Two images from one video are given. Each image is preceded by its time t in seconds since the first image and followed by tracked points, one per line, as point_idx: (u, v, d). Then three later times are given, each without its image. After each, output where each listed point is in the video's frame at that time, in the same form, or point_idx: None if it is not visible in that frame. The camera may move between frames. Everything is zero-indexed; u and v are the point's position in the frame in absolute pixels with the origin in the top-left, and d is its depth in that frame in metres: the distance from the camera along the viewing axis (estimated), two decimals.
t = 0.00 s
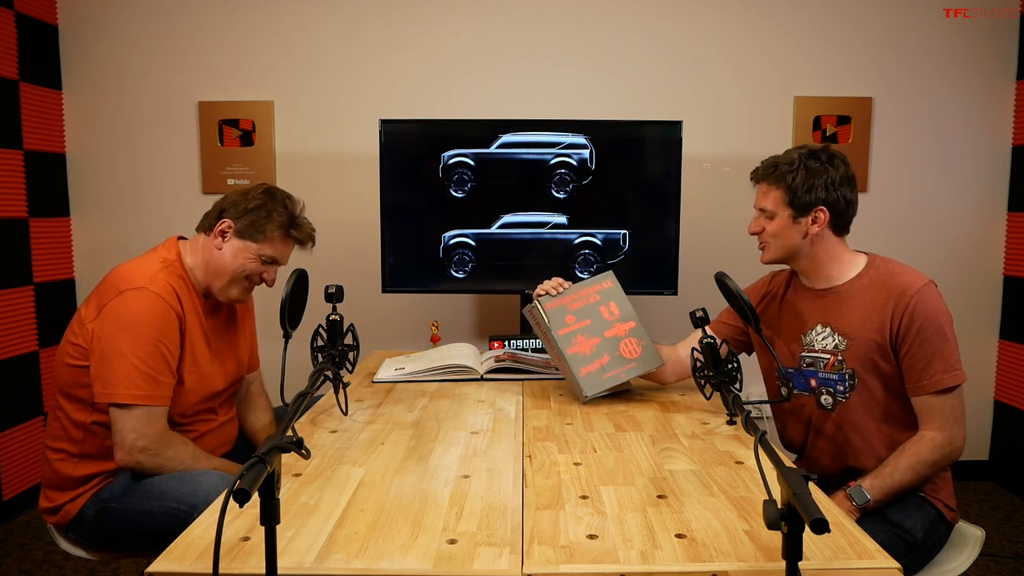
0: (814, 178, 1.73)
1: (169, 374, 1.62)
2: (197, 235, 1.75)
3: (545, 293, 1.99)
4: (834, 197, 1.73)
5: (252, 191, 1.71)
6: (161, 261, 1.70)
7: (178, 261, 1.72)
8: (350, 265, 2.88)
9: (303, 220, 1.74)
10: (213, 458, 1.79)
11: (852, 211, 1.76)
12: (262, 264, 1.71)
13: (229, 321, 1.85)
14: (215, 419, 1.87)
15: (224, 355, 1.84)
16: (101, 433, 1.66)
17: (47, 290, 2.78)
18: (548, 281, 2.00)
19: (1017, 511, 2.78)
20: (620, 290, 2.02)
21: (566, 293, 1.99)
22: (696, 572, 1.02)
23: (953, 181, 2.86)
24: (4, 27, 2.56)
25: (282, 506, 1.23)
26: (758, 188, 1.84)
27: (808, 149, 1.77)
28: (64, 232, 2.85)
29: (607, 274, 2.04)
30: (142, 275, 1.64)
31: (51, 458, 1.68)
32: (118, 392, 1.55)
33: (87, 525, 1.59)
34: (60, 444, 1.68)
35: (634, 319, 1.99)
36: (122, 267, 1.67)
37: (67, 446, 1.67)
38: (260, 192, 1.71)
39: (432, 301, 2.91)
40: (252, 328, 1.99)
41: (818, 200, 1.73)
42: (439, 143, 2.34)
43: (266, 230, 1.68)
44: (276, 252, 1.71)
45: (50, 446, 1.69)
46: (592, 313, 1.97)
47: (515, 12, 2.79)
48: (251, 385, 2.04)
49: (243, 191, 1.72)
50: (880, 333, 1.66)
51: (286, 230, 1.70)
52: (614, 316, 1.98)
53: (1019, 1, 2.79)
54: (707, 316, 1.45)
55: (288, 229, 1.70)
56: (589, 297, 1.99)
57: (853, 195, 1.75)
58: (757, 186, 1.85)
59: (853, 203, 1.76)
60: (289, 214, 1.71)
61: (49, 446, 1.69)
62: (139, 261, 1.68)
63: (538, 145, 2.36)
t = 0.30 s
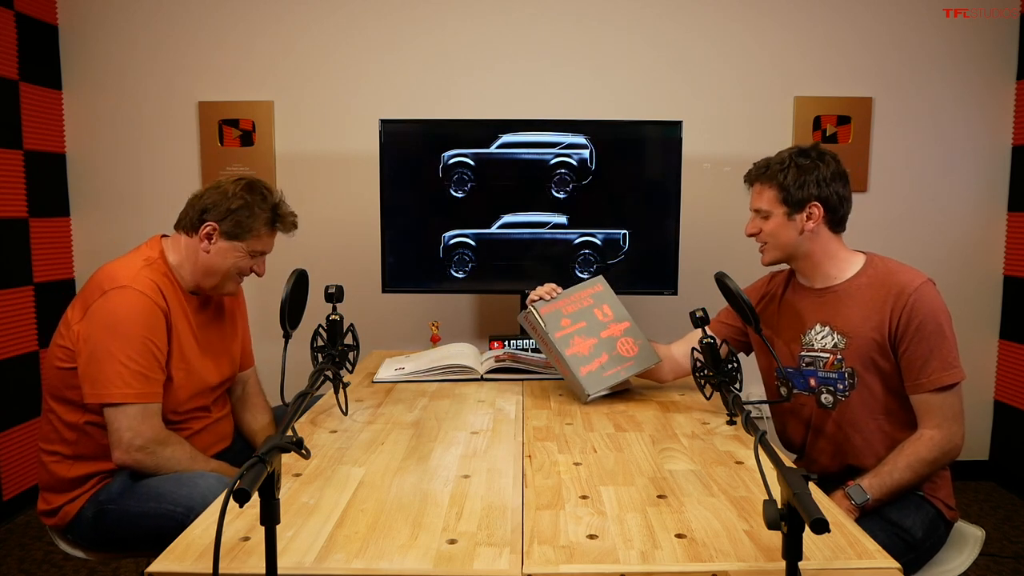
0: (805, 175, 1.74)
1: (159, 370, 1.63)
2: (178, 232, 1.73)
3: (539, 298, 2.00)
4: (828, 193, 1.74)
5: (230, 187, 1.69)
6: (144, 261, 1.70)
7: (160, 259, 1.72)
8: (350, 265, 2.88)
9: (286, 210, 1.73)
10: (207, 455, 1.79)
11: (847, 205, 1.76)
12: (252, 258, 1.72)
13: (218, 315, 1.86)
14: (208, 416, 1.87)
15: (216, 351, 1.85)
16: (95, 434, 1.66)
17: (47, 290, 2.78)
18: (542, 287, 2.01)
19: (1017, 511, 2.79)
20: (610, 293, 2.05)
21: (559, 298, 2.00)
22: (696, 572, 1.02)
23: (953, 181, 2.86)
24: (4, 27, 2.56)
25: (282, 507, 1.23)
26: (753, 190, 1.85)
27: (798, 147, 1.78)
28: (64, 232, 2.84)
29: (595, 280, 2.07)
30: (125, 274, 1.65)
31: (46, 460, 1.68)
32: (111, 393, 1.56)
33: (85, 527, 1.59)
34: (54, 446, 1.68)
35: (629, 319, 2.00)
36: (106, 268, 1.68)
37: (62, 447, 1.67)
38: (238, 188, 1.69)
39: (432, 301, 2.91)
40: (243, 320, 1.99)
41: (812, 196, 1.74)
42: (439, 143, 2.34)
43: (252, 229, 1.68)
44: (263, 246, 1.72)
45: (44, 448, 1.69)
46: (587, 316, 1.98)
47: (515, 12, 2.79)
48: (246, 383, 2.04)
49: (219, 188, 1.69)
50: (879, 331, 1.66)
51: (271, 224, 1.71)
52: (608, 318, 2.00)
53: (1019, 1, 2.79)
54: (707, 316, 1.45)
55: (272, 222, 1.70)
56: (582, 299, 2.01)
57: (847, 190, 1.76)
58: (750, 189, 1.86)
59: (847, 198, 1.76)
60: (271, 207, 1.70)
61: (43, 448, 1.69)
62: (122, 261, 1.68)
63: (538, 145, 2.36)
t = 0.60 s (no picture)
0: (804, 175, 1.74)
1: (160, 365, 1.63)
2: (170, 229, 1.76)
3: (539, 298, 2.00)
4: (827, 193, 1.73)
5: (210, 178, 1.71)
6: (141, 259, 1.70)
7: (157, 257, 1.72)
8: (350, 265, 2.88)
9: (268, 198, 1.71)
10: (208, 455, 1.79)
11: (846, 205, 1.76)
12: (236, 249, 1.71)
13: (216, 312, 1.86)
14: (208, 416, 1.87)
15: (215, 348, 1.85)
16: (96, 432, 1.67)
17: (47, 290, 2.78)
18: (541, 288, 2.01)
19: (1017, 511, 2.78)
20: (609, 293, 2.05)
21: (559, 298, 2.00)
22: (696, 572, 1.02)
23: (953, 181, 2.86)
24: (4, 27, 2.56)
25: (282, 507, 1.23)
26: (751, 189, 1.85)
27: (796, 147, 1.78)
28: (64, 232, 2.84)
29: (593, 280, 2.07)
30: (122, 272, 1.65)
31: (46, 459, 1.68)
32: (114, 389, 1.56)
33: (85, 527, 1.58)
34: (54, 446, 1.68)
35: (630, 319, 2.01)
36: (102, 267, 1.68)
37: (61, 447, 1.67)
38: (217, 177, 1.70)
39: (432, 301, 2.91)
40: (241, 319, 1.99)
41: (812, 196, 1.73)
42: (439, 143, 2.34)
43: (231, 216, 1.67)
44: (248, 235, 1.71)
45: (44, 448, 1.69)
46: (587, 316, 1.98)
47: (515, 12, 2.79)
48: (247, 382, 2.04)
49: (199, 181, 1.72)
50: (879, 331, 1.66)
51: (253, 211, 1.69)
52: (608, 317, 2.00)
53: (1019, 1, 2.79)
54: (707, 316, 1.45)
55: (251, 209, 1.68)
56: (580, 300, 2.01)
57: (846, 189, 1.76)
58: (749, 190, 1.87)
59: (845, 197, 1.76)
60: (250, 194, 1.69)
61: (43, 448, 1.69)
62: (117, 260, 1.68)
63: (538, 145, 2.36)
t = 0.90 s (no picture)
0: (803, 174, 1.74)
1: (162, 365, 1.63)
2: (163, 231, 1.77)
3: (539, 298, 1.99)
4: (828, 193, 1.74)
5: (187, 172, 1.74)
6: (144, 258, 1.70)
7: (159, 257, 1.72)
8: (350, 265, 2.88)
9: (248, 173, 1.77)
10: (211, 457, 1.79)
11: (846, 206, 1.76)
12: (236, 229, 1.74)
13: (218, 312, 1.86)
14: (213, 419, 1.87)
15: (218, 347, 1.85)
16: (99, 432, 1.67)
17: (47, 290, 2.78)
18: (542, 288, 2.01)
19: (1017, 511, 2.78)
20: (609, 292, 2.05)
21: (560, 298, 2.00)
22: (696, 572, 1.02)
23: (953, 181, 2.86)
24: (4, 27, 2.56)
25: (282, 506, 1.23)
26: (751, 189, 1.85)
27: (796, 147, 1.78)
28: (64, 232, 2.84)
29: (593, 280, 2.07)
30: (125, 271, 1.65)
31: (48, 459, 1.68)
32: (116, 389, 1.56)
33: (85, 527, 1.58)
34: (56, 446, 1.68)
35: (630, 319, 2.01)
36: (105, 266, 1.68)
37: (64, 446, 1.67)
38: (193, 169, 1.74)
39: (432, 301, 2.91)
40: (244, 319, 1.99)
41: (811, 196, 1.74)
42: (439, 143, 2.34)
43: (223, 197, 1.71)
44: (244, 213, 1.75)
45: (46, 447, 1.69)
46: (588, 316, 1.98)
47: (515, 12, 2.79)
48: (249, 383, 2.04)
49: (177, 178, 1.74)
50: (879, 331, 1.66)
51: (239, 188, 1.74)
52: (609, 317, 2.00)
53: (1019, 1, 2.79)
54: (707, 316, 1.45)
55: (236, 185, 1.73)
56: (580, 300, 2.01)
57: (845, 189, 1.76)
58: (749, 190, 1.87)
59: (845, 197, 1.76)
60: (231, 173, 1.74)
61: (44, 448, 1.69)
62: (120, 259, 1.68)
63: (538, 145, 2.36)
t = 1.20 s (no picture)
0: (802, 174, 1.74)
1: (162, 365, 1.63)
2: (159, 231, 1.77)
3: (539, 298, 1.99)
4: (827, 193, 1.74)
5: (177, 169, 1.75)
6: (142, 258, 1.70)
7: (157, 256, 1.72)
8: (350, 265, 2.88)
9: (239, 165, 1.78)
10: (211, 458, 1.79)
11: (845, 207, 1.76)
12: (232, 221, 1.75)
13: (218, 312, 1.86)
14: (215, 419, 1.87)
15: (218, 348, 1.85)
16: (100, 432, 1.67)
17: (47, 290, 2.78)
18: (542, 288, 2.01)
19: (1017, 511, 2.78)
20: (610, 292, 2.05)
21: (560, 298, 2.00)
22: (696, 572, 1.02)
23: (953, 181, 2.86)
24: (4, 27, 2.56)
25: (282, 507, 1.23)
26: (750, 190, 1.85)
27: (794, 148, 1.79)
28: (64, 232, 2.84)
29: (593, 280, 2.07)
30: (124, 271, 1.64)
31: (48, 459, 1.68)
32: (115, 389, 1.56)
33: (86, 527, 1.58)
34: (56, 446, 1.68)
35: (630, 319, 2.01)
36: (103, 266, 1.68)
37: (64, 446, 1.67)
38: (184, 165, 1.75)
39: (432, 301, 2.91)
40: (244, 319, 1.99)
41: (810, 196, 1.74)
42: (439, 143, 2.34)
43: (216, 190, 1.72)
44: (238, 204, 1.76)
45: (46, 447, 1.69)
46: (588, 316, 1.98)
47: (515, 12, 2.79)
48: (249, 382, 2.04)
49: (168, 176, 1.75)
50: (879, 331, 1.66)
51: (231, 179, 1.75)
52: (609, 317, 2.00)
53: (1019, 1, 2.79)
54: (707, 316, 1.45)
55: (228, 176, 1.75)
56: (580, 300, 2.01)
57: (844, 188, 1.76)
58: (748, 190, 1.87)
59: (844, 196, 1.76)
60: (222, 165, 1.75)
61: (45, 448, 1.69)
62: (118, 259, 1.68)
63: (538, 145, 2.36)
